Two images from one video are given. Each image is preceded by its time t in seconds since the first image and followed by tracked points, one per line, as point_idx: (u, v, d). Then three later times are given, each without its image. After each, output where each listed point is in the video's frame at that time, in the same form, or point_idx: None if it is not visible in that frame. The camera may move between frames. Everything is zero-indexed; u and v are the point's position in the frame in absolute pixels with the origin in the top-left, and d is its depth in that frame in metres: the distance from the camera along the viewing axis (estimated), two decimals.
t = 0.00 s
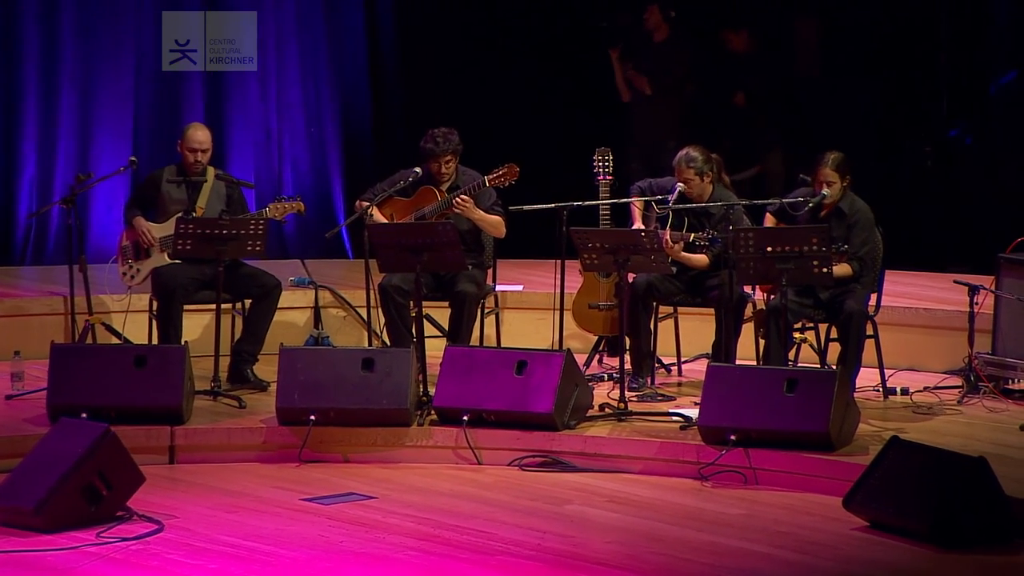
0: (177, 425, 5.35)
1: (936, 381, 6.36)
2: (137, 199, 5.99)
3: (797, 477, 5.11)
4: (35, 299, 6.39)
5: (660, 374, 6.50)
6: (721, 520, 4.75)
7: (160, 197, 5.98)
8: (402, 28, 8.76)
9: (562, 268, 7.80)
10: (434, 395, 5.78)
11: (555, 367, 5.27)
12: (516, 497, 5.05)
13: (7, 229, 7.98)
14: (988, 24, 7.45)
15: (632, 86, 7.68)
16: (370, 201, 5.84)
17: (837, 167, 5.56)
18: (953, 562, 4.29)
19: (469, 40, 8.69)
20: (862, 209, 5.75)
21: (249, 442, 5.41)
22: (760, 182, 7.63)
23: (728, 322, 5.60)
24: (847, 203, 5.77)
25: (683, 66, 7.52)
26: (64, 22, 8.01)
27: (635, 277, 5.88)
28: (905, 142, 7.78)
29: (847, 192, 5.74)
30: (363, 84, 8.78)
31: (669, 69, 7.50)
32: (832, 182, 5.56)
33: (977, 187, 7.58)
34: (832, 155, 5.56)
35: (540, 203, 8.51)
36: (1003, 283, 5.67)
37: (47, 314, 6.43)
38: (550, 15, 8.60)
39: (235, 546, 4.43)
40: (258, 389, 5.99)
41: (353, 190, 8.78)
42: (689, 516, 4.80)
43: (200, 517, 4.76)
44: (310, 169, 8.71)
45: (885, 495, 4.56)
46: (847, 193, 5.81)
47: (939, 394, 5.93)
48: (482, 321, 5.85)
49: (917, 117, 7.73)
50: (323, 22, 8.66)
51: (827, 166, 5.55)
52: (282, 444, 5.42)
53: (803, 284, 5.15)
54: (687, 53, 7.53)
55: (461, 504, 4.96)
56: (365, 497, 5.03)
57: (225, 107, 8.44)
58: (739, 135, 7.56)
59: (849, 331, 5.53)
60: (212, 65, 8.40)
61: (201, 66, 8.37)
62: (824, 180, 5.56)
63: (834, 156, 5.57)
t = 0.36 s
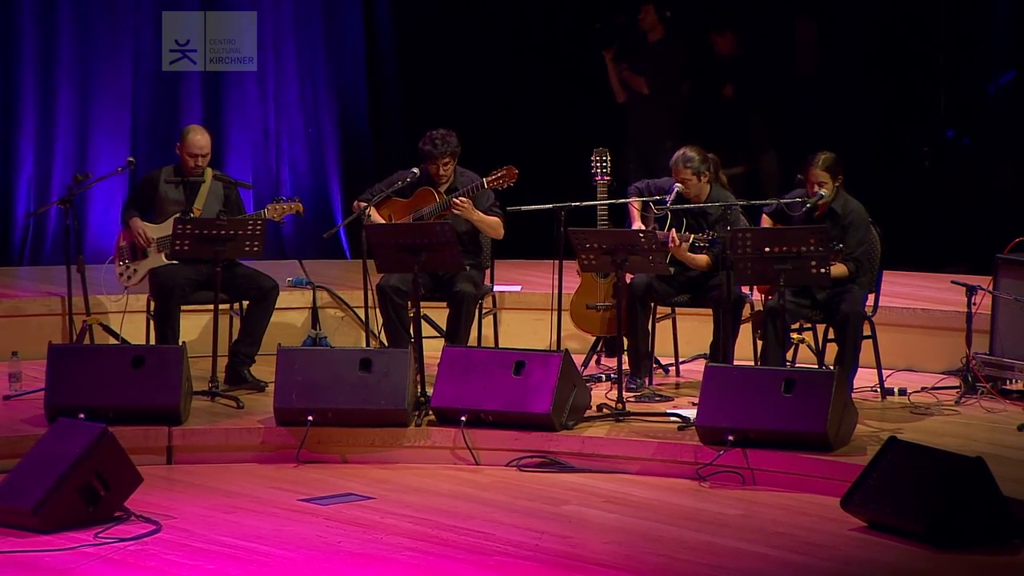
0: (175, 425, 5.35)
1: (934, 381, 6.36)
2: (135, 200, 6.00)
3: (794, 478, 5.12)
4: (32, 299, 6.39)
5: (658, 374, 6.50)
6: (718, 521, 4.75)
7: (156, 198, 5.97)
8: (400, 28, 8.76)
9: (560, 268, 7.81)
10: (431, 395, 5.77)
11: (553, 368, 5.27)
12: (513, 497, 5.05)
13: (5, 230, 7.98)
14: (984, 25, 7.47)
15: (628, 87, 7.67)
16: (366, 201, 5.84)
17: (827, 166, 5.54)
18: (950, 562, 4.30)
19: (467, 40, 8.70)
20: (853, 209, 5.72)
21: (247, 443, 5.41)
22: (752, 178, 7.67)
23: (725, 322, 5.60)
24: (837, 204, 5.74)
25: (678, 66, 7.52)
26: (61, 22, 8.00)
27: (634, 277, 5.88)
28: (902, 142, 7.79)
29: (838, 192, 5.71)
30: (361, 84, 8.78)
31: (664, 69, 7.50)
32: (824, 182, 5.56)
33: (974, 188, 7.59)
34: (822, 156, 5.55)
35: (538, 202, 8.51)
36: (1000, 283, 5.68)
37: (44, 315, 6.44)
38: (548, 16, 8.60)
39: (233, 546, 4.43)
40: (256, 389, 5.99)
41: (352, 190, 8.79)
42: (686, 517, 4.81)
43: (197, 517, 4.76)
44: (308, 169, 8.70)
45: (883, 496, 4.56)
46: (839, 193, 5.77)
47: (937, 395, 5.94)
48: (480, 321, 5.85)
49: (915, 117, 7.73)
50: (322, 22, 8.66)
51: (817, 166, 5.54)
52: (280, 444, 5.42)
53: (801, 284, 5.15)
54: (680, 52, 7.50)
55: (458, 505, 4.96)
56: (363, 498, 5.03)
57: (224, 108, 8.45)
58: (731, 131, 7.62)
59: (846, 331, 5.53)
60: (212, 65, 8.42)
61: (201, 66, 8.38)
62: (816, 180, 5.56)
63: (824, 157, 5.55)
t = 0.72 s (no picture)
0: (174, 426, 5.35)
1: (934, 381, 6.36)
2: (135, 200, 6.00)
3: (794, 477, 5.12)
4: (32, 300, 6.39)
5: (657, 374, 6.50)
6: (718, 521, 4.75)
7: (156, 197, 5.98)
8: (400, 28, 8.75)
9: (560, 269, 7.81)
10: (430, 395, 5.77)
11: (552, 368, 5.28)
12: (513, 497, 5.04)
13: (4, 230, 7.97)
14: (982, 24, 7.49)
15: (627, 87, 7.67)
16: (366, 201, 5.85)
17: (837, 165, 5.55)
18: (949, 561, 4.29)
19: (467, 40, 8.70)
20: (861, 206, 5.76)
21: (247, 443, 5.41)
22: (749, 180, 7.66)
23: (725, 322, 5.60)
24: (846, 200, 5.77)
25: (677, 66, 7.52)
26: (61, 22, 8.01)
27: (634, 276, 5.88)
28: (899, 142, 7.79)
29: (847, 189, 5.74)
30: (360, 84, 8.78)
31: (664, 69, 7.50)
32: (832, 181, 5.56)
33: (971, 187, 7.62)
34: (832, 155, 5.56)
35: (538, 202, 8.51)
36: (1000, 283, 5.68)
37: (44, 315, 6.44)
38: (548, 16, 8.61)
39: (232, 547, 4.42)
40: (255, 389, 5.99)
41: (352, 190, 8.79)
42: (685, 517, 4.80)
43: (197, 517, 4.76)
44: (308, 169, 8.69)
45: (884, 495, 4.55)
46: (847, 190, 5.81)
47: (936, 395, 5.94)
48: (480, 321, 5.85)
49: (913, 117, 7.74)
50: (321, 22, 8.66)
51: (826, 165, 5.54)
52: (279, 444, 5.42)
53: (801, 283, 5.14)
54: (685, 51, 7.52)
55: (458, 505, 4.96)
56: (362, 498, 5.02)
57: (223, 108, 8.45)
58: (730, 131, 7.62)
59: (846, 332, 5.53)
60: (212, 65, 8.42)
61: (201, 66, 8.38)
62: (824, 179, 5.55)
63: (834, 156, 5.56)
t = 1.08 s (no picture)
0: (173, 426, 5.35)
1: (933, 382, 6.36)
2: (134, 200, 6.01)
3: (793, 478, 5.12)
4: (32, 300, 6.39)
5: (656, 374, 6.50)
6: (717, 521, 4.75)
7: (155, 197, 5.98)
8: (400, 29, 8.75)
9: (559, 269, 7.81)
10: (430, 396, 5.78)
11: (551, 368, 5.28)
12: (512, 497, 5.04)
13: (3, 230, 7.97)
14: (980, 25, 7.49)
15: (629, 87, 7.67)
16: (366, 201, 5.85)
17: (851, 166, 5.55)
18: (948, 561, 4.29)
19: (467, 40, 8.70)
20: (867, 207, 5.76)
21: (246, 443, 5.41)
22: (744, 182, 7.69)
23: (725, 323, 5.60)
24: (853, 200, 5.76)
25: (677, 66, 7.52)
26: (61, 22, 8.00)
27: (632, 276, 5.89)
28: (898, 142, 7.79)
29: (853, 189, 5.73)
30: (360, 85, 8.78)
31: (664, 70, 7.50)
32: (844, 181, 5.56)
33: (970, 187, 7.61)
34: (846, 154, 5.56)
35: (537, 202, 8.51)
36: (999, 283, 5.68)
37: (43, 315, 6.44)
38: (548, 16, 8.60)
39: (231, 547, 4.42)
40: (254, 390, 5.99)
41: (351, 191, 8.79)
42: (685, 517, 4.80)
43: (196, 517, 4.76)
44: (307, 169, 8.69)
45: (883, 495, 4.55)
46: (855, 190, 5.80)
47: (936, 395, 5.94)
48: (479, 321, 5.85)
49: (912, 117, 7.73)
50: (321, 22, 8.66)
51: (840, 165, 5.54)
52: (279, 444, 5.42)
53: (801, 284, 5.14)
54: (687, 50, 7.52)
55: (457, 505, 4.96)
56: (362, 498, 5.02)
57: (223, 108, 8.45)
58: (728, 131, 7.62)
59: (846, 331, 5.53)
60: (212, 65, 8.42)
61: (201, 66, 8.39)
62: (838, 179, 5.54)
63: (849, 156, 5.56)
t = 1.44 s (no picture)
0: (173, 426, 5.35)
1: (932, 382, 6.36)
2: (135, 199, 6.02)
3: (792, 478, 5.12)
4: (31, 300, 6.39)
5: (656, 374, 6.50)
6: (717, 521, 4.75)
7: (155, 197, 5.99)
8: (399, 28, 8.75)
9: (559, 269, 7.81)
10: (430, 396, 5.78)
11: (551, 368, 5.28)
12: (512, 497, 5.04)
13: (3, 231, 7.97)
14: (979, 25, 7.49)
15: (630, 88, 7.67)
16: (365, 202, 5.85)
17: (846, 162, 5.54)
18: (947, 561, 4.29)
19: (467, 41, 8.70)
20: (863, 207, 5.76)
21: (246, 443, 5.41)
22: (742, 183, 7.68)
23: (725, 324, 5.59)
24: (850, 199, 5.76)
25: (678, 66, 7.52)
26: (61, 22, 8.00)
27: (632, 276, 5.89)
28: (897, 141, 7.79)
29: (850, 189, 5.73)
30: (359, 85, 8.78)
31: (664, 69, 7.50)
32: (838, 178, 5.55)
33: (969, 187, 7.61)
34: (843, 152, 5.56)
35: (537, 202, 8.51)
36: (999, 283, 5.68)
37: (43, 315, 6.44)
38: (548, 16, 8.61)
39: (231, 547, 4.42)
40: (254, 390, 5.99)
41: (351, 191, 8.79)
42: (684, 517, 4.80)
43: (195, 517, 4.75)
44: (307, 169, 8.69)
45: (883, 494, 4.55)
46: (851, 189, 5.80)
47: (935, 395, 5.94)
48: (479, 321, 5.85)
49: (912, 117, 7.73)
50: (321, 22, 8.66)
51: (836, 161, 5.54)
52: (278, 444, 5.42)
53: (800, 284, 5.14)
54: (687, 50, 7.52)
55: (457, 505, 4.96)
56: (361, 498, 5.02)
57: (223, 108, 8.45)
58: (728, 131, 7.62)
59: (845, 331, 5.53)
60: (212, 65, 8.43)
61: (201, 67, 8.39)
62: (833, 176, 5.55)
63: (845, 153, 5.56)
